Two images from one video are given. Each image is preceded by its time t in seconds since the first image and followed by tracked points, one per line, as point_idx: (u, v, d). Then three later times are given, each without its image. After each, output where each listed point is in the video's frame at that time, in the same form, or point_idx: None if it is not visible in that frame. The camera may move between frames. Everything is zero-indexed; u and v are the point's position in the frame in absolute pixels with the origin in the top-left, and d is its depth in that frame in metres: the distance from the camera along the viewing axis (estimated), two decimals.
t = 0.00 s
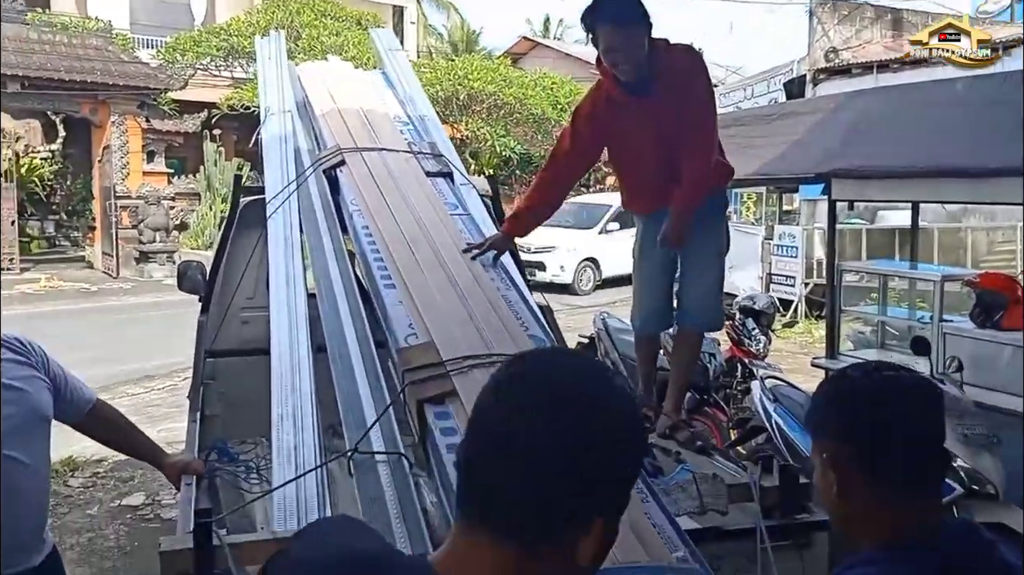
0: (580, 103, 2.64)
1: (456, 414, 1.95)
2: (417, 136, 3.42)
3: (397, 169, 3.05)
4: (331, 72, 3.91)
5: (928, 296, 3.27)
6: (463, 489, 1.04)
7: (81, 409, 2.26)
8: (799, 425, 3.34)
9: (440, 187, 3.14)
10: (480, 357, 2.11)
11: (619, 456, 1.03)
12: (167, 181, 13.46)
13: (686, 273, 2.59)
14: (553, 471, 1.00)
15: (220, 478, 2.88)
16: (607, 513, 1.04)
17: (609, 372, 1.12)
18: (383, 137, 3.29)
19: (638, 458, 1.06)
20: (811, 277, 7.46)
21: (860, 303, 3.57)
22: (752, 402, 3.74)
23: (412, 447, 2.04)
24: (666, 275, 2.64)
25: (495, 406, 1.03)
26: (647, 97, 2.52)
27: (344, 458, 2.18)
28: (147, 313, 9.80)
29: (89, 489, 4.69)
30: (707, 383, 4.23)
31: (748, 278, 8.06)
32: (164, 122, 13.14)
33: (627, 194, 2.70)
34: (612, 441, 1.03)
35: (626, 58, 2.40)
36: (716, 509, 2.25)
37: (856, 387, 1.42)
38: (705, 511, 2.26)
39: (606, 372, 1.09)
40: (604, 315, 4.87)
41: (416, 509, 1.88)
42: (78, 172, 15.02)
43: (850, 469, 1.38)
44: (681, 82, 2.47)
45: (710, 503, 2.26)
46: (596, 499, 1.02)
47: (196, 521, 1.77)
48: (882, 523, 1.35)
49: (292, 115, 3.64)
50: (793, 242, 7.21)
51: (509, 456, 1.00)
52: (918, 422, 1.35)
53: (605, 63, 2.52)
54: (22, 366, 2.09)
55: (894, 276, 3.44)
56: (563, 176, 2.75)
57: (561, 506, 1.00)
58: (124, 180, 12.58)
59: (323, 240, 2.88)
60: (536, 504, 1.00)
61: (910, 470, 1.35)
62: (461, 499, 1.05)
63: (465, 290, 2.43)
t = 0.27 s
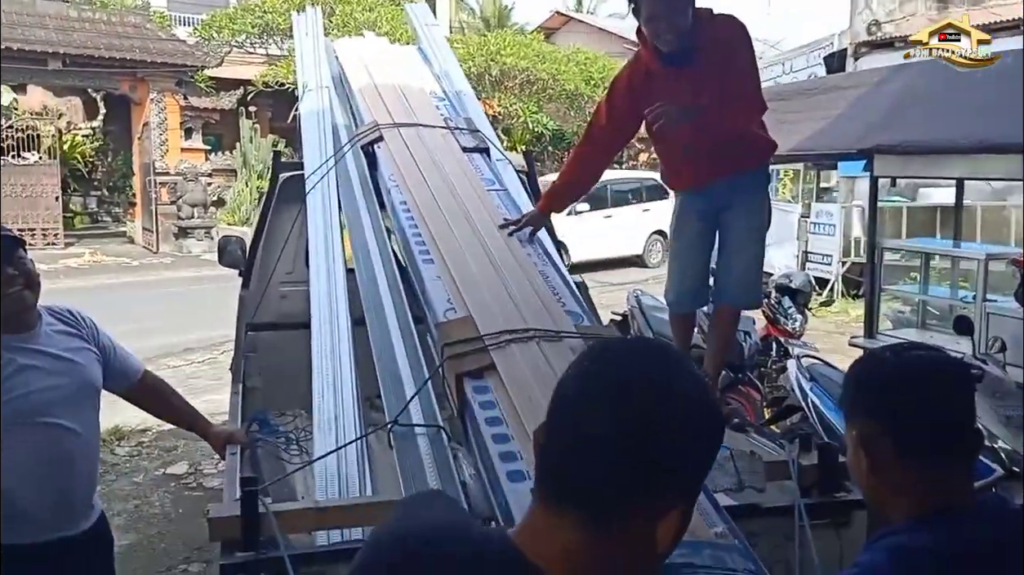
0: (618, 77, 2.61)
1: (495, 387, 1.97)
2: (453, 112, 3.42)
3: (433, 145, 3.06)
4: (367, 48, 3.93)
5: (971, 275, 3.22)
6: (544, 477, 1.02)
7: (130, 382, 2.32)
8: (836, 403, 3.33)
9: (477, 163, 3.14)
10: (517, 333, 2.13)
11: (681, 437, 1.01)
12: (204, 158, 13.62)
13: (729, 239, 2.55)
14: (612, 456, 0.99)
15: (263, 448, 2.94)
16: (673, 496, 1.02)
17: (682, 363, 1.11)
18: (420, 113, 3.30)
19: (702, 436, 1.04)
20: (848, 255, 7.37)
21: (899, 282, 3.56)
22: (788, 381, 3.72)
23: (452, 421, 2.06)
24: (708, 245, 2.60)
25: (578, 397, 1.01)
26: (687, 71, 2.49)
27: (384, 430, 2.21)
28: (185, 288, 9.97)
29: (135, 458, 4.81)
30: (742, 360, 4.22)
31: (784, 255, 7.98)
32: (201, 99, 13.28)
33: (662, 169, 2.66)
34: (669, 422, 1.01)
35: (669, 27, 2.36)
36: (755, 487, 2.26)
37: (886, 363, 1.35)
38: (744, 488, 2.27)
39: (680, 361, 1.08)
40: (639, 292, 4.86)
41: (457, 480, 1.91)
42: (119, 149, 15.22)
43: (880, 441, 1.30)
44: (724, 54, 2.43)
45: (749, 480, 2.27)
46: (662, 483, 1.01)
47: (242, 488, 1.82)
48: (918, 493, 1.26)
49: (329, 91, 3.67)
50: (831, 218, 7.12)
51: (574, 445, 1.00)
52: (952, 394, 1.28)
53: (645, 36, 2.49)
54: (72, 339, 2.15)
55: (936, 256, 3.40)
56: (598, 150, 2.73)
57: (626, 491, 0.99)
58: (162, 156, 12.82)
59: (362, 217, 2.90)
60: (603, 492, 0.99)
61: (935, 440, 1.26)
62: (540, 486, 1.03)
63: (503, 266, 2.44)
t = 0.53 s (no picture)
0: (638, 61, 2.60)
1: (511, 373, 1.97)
2: (471, 98, 3.42)
3: (451, 131, 3.05)
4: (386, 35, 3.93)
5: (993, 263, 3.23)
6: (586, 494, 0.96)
7: (149, 367, 2.35)
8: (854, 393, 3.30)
9: (494, 149, 3.13)
10: (533, 319, 2.13)
11: (708, 438, 0.94)
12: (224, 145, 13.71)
13: (750, 220, 2.52)
14: (642, 471, 0.92)
15: (279, 433, 2.95)
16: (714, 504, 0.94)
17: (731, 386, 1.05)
18: (437, 99, 3.29)
19: (737, 434, 0.95)
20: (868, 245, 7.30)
21: (919, 271, 3.53)
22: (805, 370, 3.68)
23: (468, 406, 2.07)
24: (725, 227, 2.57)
25: (623, 414, 0.96)
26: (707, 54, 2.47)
27: (400, 416, 2.22)
28: (204, 274, 10.05)
29: (154, 442, 4.86)
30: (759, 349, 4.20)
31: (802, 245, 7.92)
32: (221, 86, 13.36)
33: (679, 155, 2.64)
34: (695, 428, 0.94)
35: (687, 6, 2.35)
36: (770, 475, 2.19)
37: (917, 355, 1.34)
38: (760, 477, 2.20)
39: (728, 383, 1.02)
40: (655, 280, 4.84)
41: (472, 465, 1.92)
42: (139, 136, 15.34)
43: (908, 428, 1.26)
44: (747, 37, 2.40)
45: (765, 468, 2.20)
46: (699, 494, 0.93)
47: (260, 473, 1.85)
48: (950, 483, 1.22)
49: (347, 78, 3.67)
50: (851, 208, 7.06)
51: (611, 465, 0.94)
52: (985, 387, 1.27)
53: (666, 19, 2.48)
54: (93, 323, 2.17)
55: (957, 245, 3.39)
56: (615, 134, 2.70)
57: (660, 511, 0.92)
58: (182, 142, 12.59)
59: (379, 203, 2.91)
60: (631, 512, 0.93)
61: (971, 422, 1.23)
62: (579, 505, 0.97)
63: (519, 254, 2.44)
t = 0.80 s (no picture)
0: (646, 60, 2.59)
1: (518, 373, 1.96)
2: (480, 95, 3.41)
3: (459, 129, 3.04)
4: (394, 32, 3.92)
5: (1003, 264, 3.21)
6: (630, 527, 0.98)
7: (157, 364, 2.35)
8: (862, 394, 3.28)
9: (503, 147, 3.12)
10: (541, 318, 2.12)
11: (721, 464, 0.95)
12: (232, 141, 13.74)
13: (760, 219, 2.50)
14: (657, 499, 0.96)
15: (285, 430, 2.95)
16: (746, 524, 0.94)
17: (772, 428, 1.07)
18: (446, 96, 3.28)
19: (741, 441, 0.98)
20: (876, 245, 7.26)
21: (927, 271, 3.51)
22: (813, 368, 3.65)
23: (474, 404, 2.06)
24: (736, 226, 2.56)
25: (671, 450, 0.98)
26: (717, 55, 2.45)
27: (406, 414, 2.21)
28: (211, 270, 10.07)
29: (160, 438, 4.87)
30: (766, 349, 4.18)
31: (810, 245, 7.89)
32: (229, 83, 13.37)
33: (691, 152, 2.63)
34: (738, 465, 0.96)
35: (698, 10, 2.26)
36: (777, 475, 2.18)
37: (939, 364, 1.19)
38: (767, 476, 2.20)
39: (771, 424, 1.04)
40: (663, 279, 4.82)
41: (478, 464, 1.91)
42: (147, 132, 15.37)
43: (931, 440, 1.13)
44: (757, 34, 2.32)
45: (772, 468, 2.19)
46: (726, 512, 0.94)
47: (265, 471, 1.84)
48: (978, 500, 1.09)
49: (356, 75, 3.67)
50: (859, 208, 7.03)
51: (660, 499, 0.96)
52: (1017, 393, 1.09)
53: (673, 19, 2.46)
54: (99, 319, 2.17)
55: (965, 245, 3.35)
56: (626, 133, 2.70)
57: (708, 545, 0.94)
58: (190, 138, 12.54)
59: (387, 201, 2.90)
60: (659, 535, 0.95)
61: (992, 430, 1.07)
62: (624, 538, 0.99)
63: (527, 252, 2.43)
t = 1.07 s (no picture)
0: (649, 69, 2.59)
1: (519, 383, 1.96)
2: (482, 104, 3.42)
3: (463, 138, 3.05)
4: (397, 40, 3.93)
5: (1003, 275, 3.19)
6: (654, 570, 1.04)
7: (158, 372, 2.34)
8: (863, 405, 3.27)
9: (506, 156, 3.12)
10: (544, 328, 2.12)
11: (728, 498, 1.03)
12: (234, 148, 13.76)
13: (769, 226, 2.51)
14: (669, 540, 1.03)
15: (286, 440, 2.95)
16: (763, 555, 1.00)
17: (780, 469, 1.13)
18: (449, 105, 3.29)
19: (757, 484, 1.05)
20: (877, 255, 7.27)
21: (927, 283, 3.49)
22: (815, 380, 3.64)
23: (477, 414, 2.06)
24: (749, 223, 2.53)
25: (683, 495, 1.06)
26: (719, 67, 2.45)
27: (407, 423, 2.20)
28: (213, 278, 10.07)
29: (160, 446, 4.86)
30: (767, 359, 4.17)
31: (811, 255, 7.90)
32: (232, 90, 13.40)
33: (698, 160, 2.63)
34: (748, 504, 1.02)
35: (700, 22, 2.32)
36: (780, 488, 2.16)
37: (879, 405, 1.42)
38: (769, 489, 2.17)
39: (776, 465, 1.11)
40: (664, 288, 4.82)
41: (480, 472, 1.91)
42: (149, 138, 15.37)
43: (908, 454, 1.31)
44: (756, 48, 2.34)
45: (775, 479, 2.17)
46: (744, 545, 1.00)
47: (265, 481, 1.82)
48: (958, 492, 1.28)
49: (359, 84, 3.68)
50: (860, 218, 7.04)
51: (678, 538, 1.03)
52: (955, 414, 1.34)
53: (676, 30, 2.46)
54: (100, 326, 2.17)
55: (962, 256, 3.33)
56: (632, 140, 2.69)
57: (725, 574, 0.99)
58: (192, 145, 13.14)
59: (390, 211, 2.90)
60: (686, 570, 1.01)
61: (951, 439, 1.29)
62: None
63: (530, 262, 2.43)
